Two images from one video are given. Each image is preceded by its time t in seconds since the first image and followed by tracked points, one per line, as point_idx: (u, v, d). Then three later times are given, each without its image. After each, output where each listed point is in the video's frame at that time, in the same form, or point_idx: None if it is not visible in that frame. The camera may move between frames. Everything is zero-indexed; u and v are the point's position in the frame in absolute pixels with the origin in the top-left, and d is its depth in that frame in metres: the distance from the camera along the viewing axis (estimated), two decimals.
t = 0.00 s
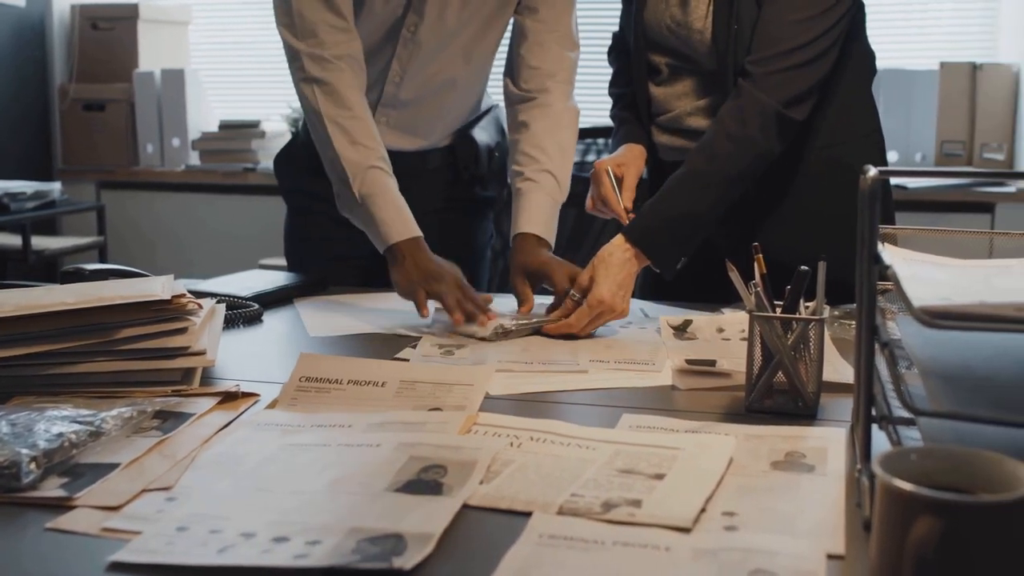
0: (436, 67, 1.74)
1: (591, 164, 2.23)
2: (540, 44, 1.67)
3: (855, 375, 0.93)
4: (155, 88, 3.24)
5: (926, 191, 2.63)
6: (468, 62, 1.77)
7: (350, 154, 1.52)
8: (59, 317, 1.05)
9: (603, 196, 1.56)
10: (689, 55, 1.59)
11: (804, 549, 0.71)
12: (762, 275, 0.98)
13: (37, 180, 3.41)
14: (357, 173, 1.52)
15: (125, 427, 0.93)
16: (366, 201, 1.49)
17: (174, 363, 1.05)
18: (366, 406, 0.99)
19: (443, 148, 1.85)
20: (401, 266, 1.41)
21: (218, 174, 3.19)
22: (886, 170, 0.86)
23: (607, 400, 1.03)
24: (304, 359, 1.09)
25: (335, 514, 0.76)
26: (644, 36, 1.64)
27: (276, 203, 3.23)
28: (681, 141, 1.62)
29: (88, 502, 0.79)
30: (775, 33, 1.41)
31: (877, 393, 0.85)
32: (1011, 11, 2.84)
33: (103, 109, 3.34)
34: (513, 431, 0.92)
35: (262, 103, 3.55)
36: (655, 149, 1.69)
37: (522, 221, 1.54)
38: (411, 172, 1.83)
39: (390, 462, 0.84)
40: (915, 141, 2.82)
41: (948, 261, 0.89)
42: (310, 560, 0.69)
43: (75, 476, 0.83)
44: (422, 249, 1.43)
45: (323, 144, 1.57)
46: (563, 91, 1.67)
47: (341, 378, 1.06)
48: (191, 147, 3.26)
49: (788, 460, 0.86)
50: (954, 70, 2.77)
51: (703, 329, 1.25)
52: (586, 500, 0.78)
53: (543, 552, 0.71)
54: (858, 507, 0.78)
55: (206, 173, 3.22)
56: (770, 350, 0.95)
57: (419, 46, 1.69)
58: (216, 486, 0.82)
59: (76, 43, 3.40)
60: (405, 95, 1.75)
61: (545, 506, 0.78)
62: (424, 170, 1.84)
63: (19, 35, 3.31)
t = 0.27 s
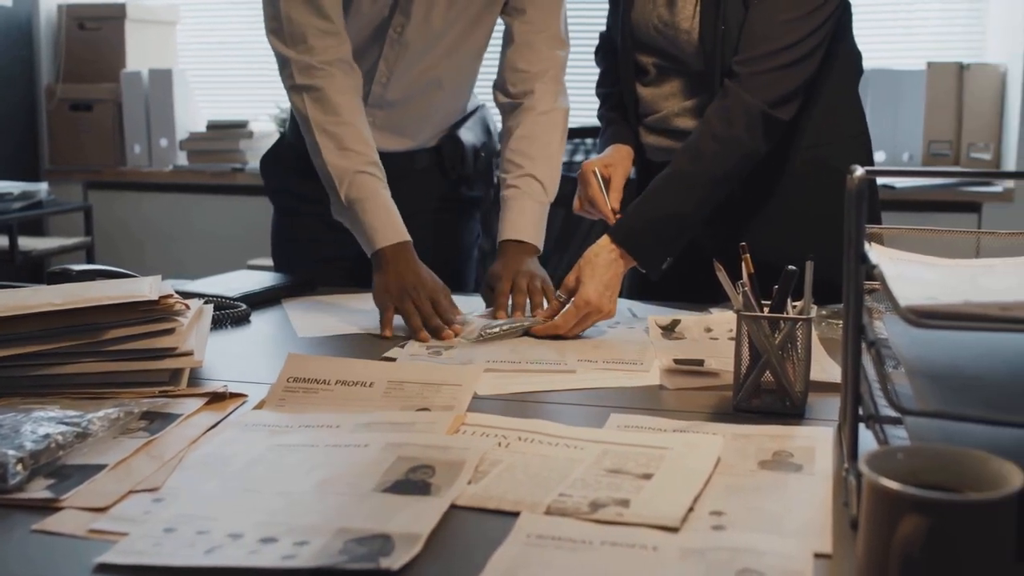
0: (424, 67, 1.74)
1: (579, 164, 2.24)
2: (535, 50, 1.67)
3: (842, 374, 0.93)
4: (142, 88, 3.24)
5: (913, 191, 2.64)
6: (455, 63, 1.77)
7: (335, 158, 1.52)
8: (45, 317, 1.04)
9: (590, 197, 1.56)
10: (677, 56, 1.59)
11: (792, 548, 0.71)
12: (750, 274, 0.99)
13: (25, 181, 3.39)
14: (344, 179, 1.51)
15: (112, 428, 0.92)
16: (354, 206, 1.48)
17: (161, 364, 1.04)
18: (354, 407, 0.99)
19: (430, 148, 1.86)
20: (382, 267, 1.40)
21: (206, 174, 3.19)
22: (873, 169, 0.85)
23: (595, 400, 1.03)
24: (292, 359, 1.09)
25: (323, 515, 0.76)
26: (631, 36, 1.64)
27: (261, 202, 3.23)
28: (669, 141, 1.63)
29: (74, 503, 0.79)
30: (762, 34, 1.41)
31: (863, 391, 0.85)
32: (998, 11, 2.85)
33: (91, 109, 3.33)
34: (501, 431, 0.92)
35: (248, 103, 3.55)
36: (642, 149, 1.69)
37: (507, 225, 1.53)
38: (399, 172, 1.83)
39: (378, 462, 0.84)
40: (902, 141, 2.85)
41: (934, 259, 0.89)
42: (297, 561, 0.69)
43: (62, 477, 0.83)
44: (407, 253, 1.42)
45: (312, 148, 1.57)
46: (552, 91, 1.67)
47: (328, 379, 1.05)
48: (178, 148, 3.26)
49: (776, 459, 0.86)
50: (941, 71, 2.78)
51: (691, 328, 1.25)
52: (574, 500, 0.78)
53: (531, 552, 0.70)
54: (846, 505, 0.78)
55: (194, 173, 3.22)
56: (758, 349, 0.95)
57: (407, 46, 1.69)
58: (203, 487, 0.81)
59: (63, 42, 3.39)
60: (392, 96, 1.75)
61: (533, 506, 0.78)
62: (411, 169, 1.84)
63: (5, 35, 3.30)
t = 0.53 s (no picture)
0: (408, 66, 1.76)
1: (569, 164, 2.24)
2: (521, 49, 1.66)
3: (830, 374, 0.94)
4: (130, 88, 3.23)
5: (901, 190, 2.65)
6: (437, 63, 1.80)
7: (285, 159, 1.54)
8: (33, 318, 1.04)
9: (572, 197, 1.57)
10: (666, 58, 1.59)
11: (780, 548, 0.71)
12: (738, 274, 0.99)
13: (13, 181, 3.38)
14: (300, 172, 1.52)
15: (100, 429, 0.92)
16: (311, 197, 1.49)
17: (149, 364, 1.04)
18: (343, 408, 0.98)
19: (415, 147, 1.87)
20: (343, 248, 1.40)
21: (195, 174, 3.19)
22: (862, 169, 0.85)
23: (583, 400, 1.03)
24: (280, 360, 1.09)
25: (312, 515, 0.76)
26: (619, 39, 1.64)
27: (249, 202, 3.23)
28: (658, 142, 1.63)
29: (62, 504, 0.79)
30: (753, 35, 1.41)
31: (851, 391, 0.86)
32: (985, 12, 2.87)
33: (79, 109, 3.33)
34: (490, 431, 0.92)
35: (237, 103, 3.54)
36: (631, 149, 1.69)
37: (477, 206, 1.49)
38: (385, 170, 1.83)
39: (366, 462, 0.84)
40: (890, 140, 2.87)
41: (919, 259, 0.90)
42: (285, 562, 0.69)
43: (49, 478, 0.83)
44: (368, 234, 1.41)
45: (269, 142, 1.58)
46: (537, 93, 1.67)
47: (317, 379, 1.05)
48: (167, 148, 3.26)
49: (764, 459, 0.86)
50: (929, 71, 2.79)
51: (680, 328, 1.25)
52: (563, 500, 0.78)
53: (520, 552, 0.70)
54: (834, 505, 0.79)
55: (183, 173, 3.22)
56: (746, 348, 0.96)
57: (392, 47, 1.71)
58: (192, 487, 0.81)
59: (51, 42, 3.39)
60: (376, 96, 1.75)
61: (521, 506, 0.78)
62: (396, 168, 1.84)
63: None
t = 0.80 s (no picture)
0: (390, 66, 1.79)
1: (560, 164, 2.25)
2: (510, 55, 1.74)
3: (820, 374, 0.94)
4: (120, 88, 3.23)
5: (891, 190, 2.66)
6: (420, 66, 1.83)
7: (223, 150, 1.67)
8: (22, 319, 1.04)
9: (541, 209, 1.50)
10: (658, 61, 1.59)
11: (771, 547, 0.71)
12: (728, 274, 0.99)
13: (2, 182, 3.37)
14: (239, 161, 1.64)
15: (90, 430, 0.92)
16: (248, 184, 1.62)
17: (139, 365, 1.04)
18: (333, 408, 0.98)
19: (401, 148, 1.86)
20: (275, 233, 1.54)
21: (185, 174, 3.19)
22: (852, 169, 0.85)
23: (574, 400, 1.03)
24: (270, 361, 1.08)
25: (302, 516, 0.75)
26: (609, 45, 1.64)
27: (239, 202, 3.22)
28: (648, 142, 1.63)
29: (52, 505, 0.79)
30: (751, 37, 1.41)
31: (841, 391, 0.86)
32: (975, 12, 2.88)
33: (68, 109, 3.32)
34: (480, 432, 0.92)
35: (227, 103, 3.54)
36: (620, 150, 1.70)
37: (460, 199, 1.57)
38: (368, 171, 1.83)
39: (357, 463, 0.84)
40: (880, 140, 2.89)
41: (908, 259, 0.90)
42: (275, 562, 0.69)
43: (39, 479, 0.83)
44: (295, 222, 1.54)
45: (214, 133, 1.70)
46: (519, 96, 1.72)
47: (307, 380, 1.05)
48: (157, 149, 3.26)
49: (755, 458, 0.86)
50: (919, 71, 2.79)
51: (670, 328, 1.26)
52: (553, 500, 0.78)
53: (510, 552, 0.70)
54: (824, 504, 0.79)
55: (173, 174, 3.22)
56: (736, 348, 0.96)
57: (372, 47, 1.76)
58: (182, 488, 0.81)
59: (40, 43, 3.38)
60: (359, 95, 1.78)
61: (512, 506, 0.78)
62: (380, 169, 1.85)
63: None
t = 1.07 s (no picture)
0: (374, 68, 1.82)
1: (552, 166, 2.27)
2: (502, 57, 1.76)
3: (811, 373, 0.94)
4: (110, 89, 3.23)
5: (882, 189, 2.67)
6: (405, 68, 1.85)
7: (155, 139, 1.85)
8: (12, 320, 1.04)
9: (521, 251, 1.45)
10: (650, 66, 1.59)
11: (762, 546, 0.71)
12: (718, 274, 0.99)
13: None
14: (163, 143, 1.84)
15: (80, 431, 0.92)
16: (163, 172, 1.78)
17: (130, 365, 1.04)
18: (324, 409, 0.98)
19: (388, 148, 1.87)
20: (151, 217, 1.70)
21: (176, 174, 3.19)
22: (842, 171, 0.85)
23: (565, 399, 1.04)
24: (261, 361, 1.08)
25: (293, 517, 0.75)
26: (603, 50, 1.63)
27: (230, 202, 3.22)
28: (641, 145, 1.64)
29: (42, 506, 0.79)
30: (753, 35, 1.41)
31: (832, 389, 0.86)
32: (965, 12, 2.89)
33: (59, 109, 3.32)
34: (471, 432, 0.93)
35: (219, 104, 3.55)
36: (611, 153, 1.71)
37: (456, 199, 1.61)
38: (354, 170, 1.84)
39: (348, 463, 0.84)
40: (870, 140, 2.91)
41: (900, 258, 0.91)
42: (266, 563, 0.69)
43: (28, 480, 0.82)
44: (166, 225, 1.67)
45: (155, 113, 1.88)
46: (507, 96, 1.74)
47: (298, 380, 1.05)
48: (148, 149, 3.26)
49: (745, 458, 0.87)
50: (910, 71, 2.81)
51: (661, 328, 1.27)
52: (544, 499, 0.78)
53: (501, 552, 0.70)
54: (814, 503, 0.79)
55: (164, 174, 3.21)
56: (727, 348, 0.96)
57: (355, 49, 1.80)
58: (172, 489, 0.81)
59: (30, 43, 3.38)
60: (344, 96, 1.81)
61: (503, 506, 0.78)
62: (366, 168, 1.85)
63: None
